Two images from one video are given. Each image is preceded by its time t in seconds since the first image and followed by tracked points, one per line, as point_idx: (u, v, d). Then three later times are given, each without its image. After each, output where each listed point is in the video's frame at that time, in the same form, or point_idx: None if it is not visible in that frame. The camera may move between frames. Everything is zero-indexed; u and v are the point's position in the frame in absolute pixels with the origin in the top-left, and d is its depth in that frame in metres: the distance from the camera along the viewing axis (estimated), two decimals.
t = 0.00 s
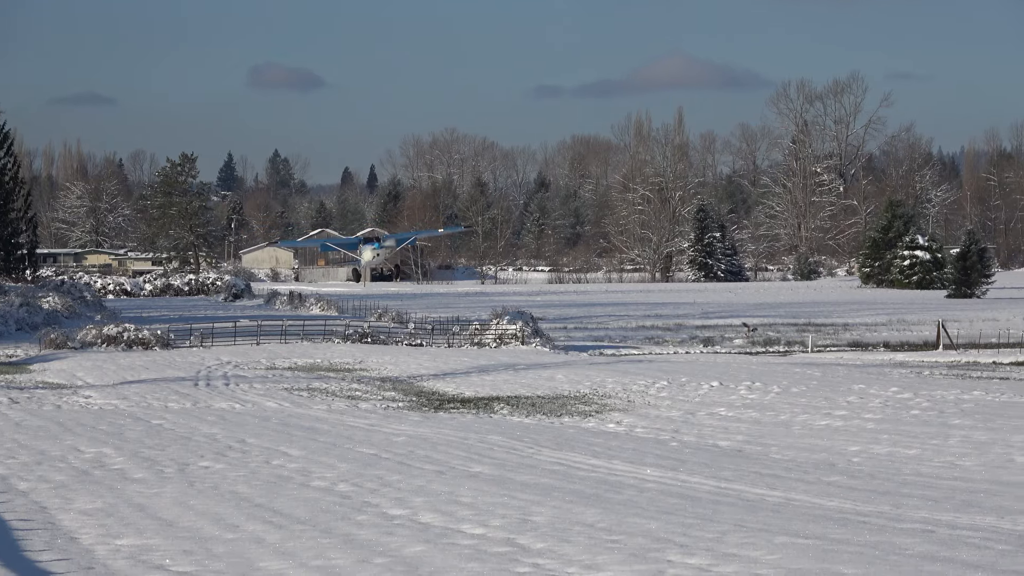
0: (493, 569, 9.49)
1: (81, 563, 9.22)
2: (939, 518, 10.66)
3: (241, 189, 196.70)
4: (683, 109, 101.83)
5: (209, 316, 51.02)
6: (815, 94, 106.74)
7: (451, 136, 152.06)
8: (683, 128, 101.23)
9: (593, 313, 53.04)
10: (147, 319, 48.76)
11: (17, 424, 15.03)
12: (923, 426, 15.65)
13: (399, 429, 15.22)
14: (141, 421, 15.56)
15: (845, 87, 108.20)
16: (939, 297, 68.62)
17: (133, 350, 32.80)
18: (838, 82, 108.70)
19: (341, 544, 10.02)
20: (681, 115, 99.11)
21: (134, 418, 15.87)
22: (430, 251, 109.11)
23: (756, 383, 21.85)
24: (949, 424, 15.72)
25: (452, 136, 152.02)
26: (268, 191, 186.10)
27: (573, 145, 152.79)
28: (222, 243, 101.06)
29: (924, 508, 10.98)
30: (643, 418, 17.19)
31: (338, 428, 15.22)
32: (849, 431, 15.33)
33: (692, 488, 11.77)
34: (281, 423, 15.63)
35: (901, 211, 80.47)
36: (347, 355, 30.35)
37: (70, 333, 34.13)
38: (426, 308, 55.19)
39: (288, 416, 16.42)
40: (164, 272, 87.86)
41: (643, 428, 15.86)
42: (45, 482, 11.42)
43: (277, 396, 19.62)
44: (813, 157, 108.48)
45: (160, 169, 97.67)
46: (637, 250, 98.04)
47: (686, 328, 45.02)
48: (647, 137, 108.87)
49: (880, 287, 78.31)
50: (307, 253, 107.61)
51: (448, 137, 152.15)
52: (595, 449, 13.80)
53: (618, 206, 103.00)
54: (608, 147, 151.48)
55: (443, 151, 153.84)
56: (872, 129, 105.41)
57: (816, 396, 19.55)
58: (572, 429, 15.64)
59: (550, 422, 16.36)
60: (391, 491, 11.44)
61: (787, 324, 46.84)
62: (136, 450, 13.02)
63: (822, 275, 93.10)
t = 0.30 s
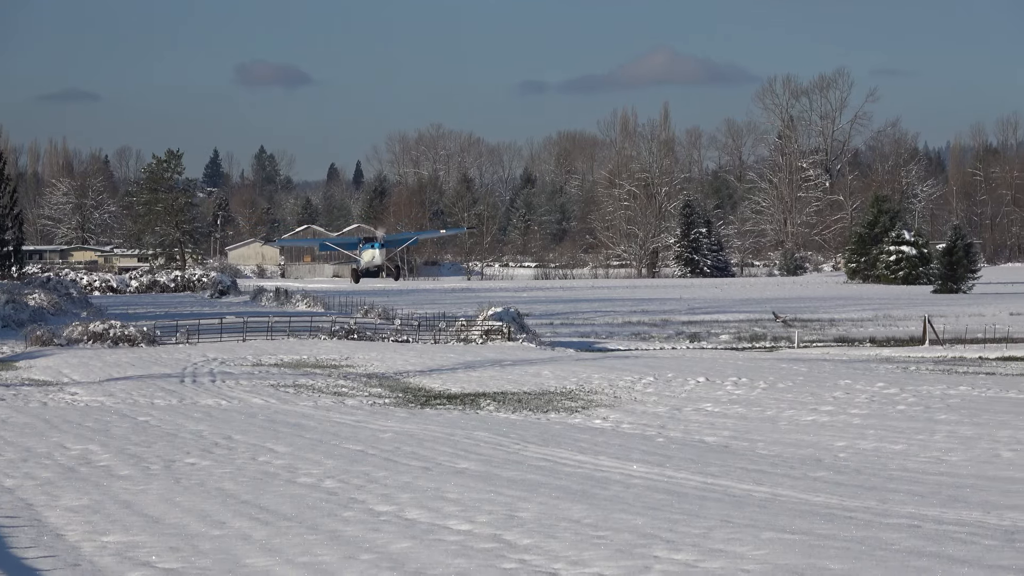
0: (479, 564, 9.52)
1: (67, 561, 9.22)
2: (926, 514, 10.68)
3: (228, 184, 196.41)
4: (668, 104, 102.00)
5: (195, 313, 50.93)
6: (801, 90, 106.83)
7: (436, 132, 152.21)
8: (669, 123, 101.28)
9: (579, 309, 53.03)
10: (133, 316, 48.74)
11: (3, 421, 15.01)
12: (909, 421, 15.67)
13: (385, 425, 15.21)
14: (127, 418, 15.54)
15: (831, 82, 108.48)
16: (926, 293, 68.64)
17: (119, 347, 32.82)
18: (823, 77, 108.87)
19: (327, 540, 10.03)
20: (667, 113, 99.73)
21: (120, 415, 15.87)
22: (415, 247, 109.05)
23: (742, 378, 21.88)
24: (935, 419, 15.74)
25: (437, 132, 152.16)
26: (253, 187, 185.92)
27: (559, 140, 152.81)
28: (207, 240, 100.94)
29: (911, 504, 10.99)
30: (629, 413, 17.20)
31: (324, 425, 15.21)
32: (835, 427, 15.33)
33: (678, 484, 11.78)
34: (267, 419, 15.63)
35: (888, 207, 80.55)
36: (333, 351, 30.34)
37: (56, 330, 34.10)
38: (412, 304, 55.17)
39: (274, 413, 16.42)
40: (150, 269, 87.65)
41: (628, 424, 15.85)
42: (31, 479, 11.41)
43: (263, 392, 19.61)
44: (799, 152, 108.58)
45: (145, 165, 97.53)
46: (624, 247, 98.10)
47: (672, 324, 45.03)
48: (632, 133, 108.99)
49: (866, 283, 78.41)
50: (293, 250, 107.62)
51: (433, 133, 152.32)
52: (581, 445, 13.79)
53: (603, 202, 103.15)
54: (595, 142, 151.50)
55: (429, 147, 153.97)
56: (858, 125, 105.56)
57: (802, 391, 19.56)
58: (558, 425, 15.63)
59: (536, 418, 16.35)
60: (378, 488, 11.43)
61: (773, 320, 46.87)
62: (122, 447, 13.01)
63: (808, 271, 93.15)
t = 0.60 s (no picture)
0: (467, 558, 9.56)
1: (54, 556, 9.23)
2: (913, 507, 10.71)
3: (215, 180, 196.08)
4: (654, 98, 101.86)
5: (182, 309, 50.86)
6: (787, 83, 106.79)
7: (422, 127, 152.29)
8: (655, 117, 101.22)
9: (567, 304, 53.01)
10: (120, 312, 48.63)
11: None
12: (896, 414, 15.69)
13: (372, 420, 15.21)
14: (114, 414, 15.54)
15: (818, 76, 108.27)
16: (912, 286, 68.71)
17: (106, 343, 32.78)
18: (809, 71, 108.64)
19: (315, 535, 10.04)
20: (654, 107, 99.37)
21: (107, 411, 15.87)
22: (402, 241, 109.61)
23: (729, 372, 21.91)
24: (922, 412, 15.77)
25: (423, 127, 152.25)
26: (239, 182, 185.83)
27: (545, 134, 152.96)
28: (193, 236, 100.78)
29: (899, 497, 11.03)
30: (617, 408, 17.20)
31: (312, 420, 15.22)
32: (822, 420, 15.34)
33: (666, 478, 11.79)
34: (254, 415, 15.65)
35: (874, 201, 80.64)
36: (321, 346, 30.33)
37: (42, 326, 34.08)
38: (400, 299, 55.16)
39: (262, 408, 16.41)
40: (137, 265, 87.45)
41: (616, 418, 15.87)
42: (18, 475, 11.40)
43: (250, 387, 19.61)
44: (784, 146, 108.77)
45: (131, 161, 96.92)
46: (610, 241, 98.31)
47: (659, 318, 45.05)
48: (618, 127, 108.79)
49: (853, 277, 78.34)
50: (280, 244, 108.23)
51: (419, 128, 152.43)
52: (568, 439, 13.80)
53: (590, 196, 103.06)
54: (581, 136, 151.56)
55: (415, 142, 154.03)
56: (844, 118, 105.70)
57: (790, 385, 19.59)
58: (546, 419, 15.64)
59: (524, 413, 16.37)
60: (365, 482, 11.44)
61: (760, 314, 46.91)
62: (109, 443, 13.01)
63: (795, 265, 93.34)
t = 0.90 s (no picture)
0: (456, 554, 9.56)
1: (42, 553, 9.22)
2: (902, 502, 10.73)
3: (203, 176, 195.93)
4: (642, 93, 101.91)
5: (170, 305, 50.87)
6: (775, 78, 106.86)
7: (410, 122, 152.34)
8: (643, 112, 101.24)
9: (556, 299, 53.07)
10: (109, 309, 48.64)
11: None
12: (885, 409, 15.69)
13: (361, 417, 15.22)
14: (103, 411, 15.55)
15: (805, 71, 108.36)
16: (900, 281, 68.92)
17: (94, 340, 32.81)
18: (797, 66, 108.78)
19: (303, 531, 10.04)
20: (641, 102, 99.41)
21: (96, 408, 15.87)
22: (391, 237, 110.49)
23: (718, 367, 21.92)
24: (911, 407, 15.78)
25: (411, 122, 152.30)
26: (226, 179, 185.68)
27: (532, 130, 153.06)
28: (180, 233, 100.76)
29: (887, 492, 11.05)
30: (606, 403, 17.20)
31: (300, 416, 15.23)
32: (811, 415, 15.35)
33: (655, 473, 11.79)
34: (242, 411, 15.66)
35: (862, 195, 80.84)
36: (309, 342, 30.34)
37: (30, 322, 34.07)
38: (388, 294, 55.17)
39: (250, 405, 16.41)
40: (125, 261, 87.35)
41: (605, 414, 15.87)
42: (7, 472, 11.39)
43: (240, 384, 19.63)
44: (773, 141, 109.01)
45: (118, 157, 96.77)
46: (599, 236, 98.58)
47: (648, 313, 45.06)
48: (606, 123, 108.87)
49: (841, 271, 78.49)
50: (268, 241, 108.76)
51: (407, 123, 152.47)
52: (557, 435, 13.80)
53: (579, 191, 103.34)
54: (568, 132, 151.62)
55: (403, 138, 154.06)
56: (831, 113, 105.97)
57: (779, 380, 19.60)
58: (535, 415, 15.65)
59: (513, 409, 16.38)
60: (354, 479, 11.43)
61: (749, 309, 46.95)
62: (98, 440, 13.01)
63: (783, 260, 93.66)
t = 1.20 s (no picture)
0: (441, 547, 9.57)
1: (25, 548, 9.21)
2: (887, 495, 10.76)
3: (188, 169, 195.64)
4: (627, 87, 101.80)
5: (154, 299, 50.79)
6: (761, 72, 106.98)
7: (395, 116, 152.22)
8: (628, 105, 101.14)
9: (540, 292, 53.13)
10: (92, 303, 48.57)
11: None
12: (869, 403, 15.70)
13: (346, 410, 15.24)
14: (88, 405, 15.57)
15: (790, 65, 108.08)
16: (886, 275, 69.04)
17: (79, 334, 32.79)
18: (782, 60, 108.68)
19: (288, 525, 10.04)
20: (627, 96, 99.30)
21: (80, 401, 15.89)
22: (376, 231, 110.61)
23: (703, 361, 21.94)
24: (896, 401, 15.82)
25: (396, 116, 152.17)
26: (211, 173, 185.52)
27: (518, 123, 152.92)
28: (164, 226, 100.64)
29: (872, 486, 11.07)
30: (590, 397, 17.22)
31: (285, 410, 15.23)
32: (796, 409, 15.39)
33: (639, 467, 11.80)
34: (227, 405, 15.67)
35: (847, 189, 80.86)
36: (294, 336, 30.34)
37: (15, 316, 34.00)
38: (372, 289, 55.19)
39: (236, 398, 16.43)
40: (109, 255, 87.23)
41: (589, 407, 15.89)
42: None
43: (224, 377, 19.63)
44: (758, 135, 109.18)
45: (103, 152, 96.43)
46: (584, 230, 99.07)
47: (633, 307, 45.03)
48: (592, 117, 108.78)
49: (827, 265, 78.72)
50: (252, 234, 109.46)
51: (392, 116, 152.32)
52: (542, 429, 13.81)
53: (563, 185, 102.98)
54: (553, 125, 151.61)
55: (388, 131, 153.88)
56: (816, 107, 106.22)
57: (763, 373, 19.64)
58: (520, 409, 15.68)
59: (498, 402, 16.41)
60: (339, 473, 11.44)
61: (733, 303, 46.97)
62: (82, 433, 13.00)
63: (768, 253, 94.06)
